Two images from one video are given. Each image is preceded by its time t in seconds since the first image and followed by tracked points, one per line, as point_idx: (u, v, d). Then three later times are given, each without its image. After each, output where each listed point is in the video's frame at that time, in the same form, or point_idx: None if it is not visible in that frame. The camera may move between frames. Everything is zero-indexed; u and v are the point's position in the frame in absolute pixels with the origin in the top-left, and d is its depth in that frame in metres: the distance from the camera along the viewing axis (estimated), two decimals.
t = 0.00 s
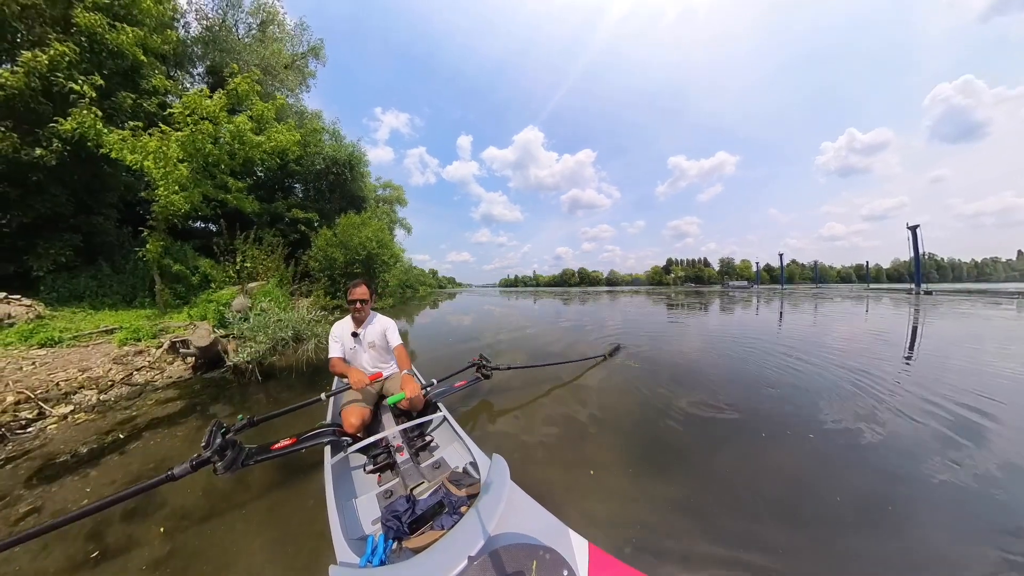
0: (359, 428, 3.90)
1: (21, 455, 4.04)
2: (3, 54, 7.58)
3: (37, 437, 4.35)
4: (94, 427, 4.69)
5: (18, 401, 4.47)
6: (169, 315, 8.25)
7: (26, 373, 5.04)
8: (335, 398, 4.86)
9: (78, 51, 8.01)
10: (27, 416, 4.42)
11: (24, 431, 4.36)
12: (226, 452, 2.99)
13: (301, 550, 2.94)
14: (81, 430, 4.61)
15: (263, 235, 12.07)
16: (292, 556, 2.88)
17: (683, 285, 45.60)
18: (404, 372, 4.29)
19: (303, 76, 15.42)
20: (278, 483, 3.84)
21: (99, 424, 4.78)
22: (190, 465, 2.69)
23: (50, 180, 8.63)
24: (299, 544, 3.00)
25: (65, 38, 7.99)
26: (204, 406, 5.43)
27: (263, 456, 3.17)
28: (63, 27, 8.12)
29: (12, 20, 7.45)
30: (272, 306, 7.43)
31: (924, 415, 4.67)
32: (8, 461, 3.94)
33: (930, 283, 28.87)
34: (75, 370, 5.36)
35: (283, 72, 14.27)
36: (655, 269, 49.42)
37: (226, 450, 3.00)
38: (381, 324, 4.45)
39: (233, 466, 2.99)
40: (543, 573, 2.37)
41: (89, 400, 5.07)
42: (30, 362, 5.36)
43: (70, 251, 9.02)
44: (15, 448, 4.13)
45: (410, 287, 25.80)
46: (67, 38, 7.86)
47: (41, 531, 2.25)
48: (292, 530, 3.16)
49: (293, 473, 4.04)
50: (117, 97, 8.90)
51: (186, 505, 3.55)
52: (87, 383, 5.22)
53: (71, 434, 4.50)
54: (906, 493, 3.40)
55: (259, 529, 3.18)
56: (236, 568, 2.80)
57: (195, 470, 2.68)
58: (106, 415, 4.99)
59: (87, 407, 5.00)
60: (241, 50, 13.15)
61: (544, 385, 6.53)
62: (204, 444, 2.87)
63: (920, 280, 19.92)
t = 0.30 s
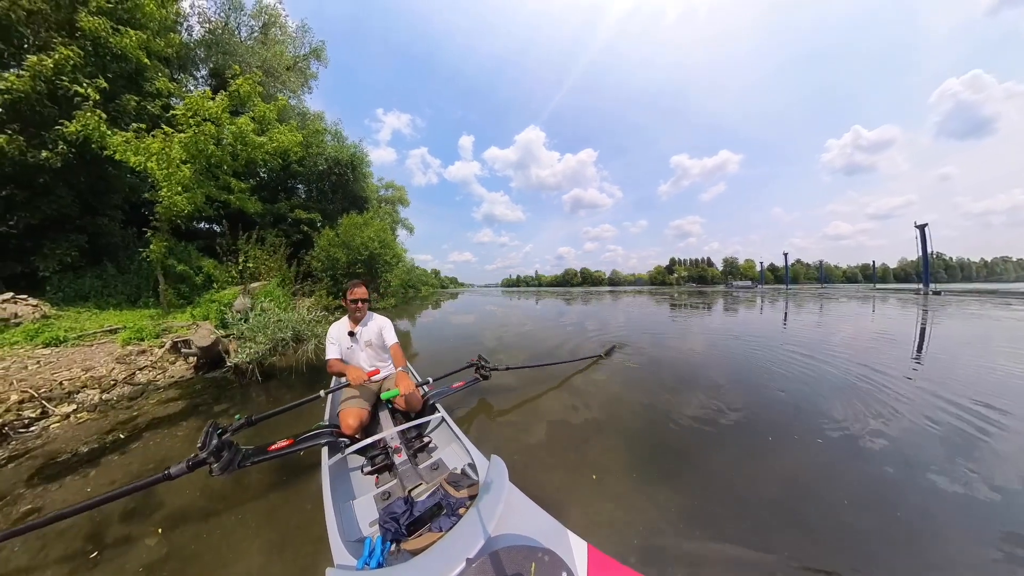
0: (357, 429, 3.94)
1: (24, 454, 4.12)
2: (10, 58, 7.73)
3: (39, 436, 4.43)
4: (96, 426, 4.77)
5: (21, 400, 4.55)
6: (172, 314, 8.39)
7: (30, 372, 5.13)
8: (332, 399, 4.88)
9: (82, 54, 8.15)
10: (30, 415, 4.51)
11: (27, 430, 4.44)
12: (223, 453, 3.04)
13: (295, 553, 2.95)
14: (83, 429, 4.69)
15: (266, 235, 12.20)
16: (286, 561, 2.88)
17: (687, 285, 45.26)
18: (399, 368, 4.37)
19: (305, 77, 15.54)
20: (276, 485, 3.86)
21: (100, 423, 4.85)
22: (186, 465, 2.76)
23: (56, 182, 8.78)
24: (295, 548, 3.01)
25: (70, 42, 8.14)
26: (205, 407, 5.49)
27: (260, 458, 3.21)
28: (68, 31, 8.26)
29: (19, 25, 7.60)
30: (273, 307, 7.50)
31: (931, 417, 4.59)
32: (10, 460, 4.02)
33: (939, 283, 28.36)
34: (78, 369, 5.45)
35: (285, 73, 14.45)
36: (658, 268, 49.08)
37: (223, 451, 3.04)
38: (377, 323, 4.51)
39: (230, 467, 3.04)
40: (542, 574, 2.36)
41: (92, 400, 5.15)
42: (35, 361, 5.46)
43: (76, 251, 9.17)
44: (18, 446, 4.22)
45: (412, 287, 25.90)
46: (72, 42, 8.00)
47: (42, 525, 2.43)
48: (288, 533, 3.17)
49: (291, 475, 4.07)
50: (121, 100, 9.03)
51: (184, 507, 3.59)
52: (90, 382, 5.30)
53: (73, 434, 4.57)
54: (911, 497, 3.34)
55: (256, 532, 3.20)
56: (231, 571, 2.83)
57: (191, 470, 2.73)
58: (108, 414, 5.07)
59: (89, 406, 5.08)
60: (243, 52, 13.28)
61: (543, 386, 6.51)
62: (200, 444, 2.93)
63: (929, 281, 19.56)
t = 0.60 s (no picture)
0: (360, 428, 3.96)
1: (32, 452, 4.20)
2: (17, 62, 7.87)
3: (47, 434, 4.51)
4: (102, 424, 4.84)
5: (29, 398, 4.63)
6: (177, 314, 8.51)
7: (38, 371, 5.22)
8: (335, 399, 4.90)
9: (88, 58, 8.27)
10: (38, 413, 4.59)
11: (35, 427, 4.53)
12: (229, 456, 3.06)
13: (300, 551, 2.98)
14: (89, 427, 4.76)
15: (269, 236, 12.33)
16: (291, 559, 2.91)
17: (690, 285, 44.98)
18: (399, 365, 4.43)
19: (307, 79, 15.65)
20: (279, 484, 3.89)
21: (106, 421, 4.93)
22: (193, 467, 2.78)
23: (62, 184, 8.93)
24: (300, 547, 3.03)
25: (76, 47, 8.29)
26: (210, 405, 5.56)
27: (265, 459, 3.23)
28: (74, 35, 8.39)
29: (26, 30, 7.74)
30: (276, 307, 7.57)
31: (938, 418, 4.53)
32: (20, 457, 4.11)
33: (947, 282, 27.95)
34: (85, 368, 5.53)
35: (287, 75, 14.58)
36: (661, 268, 48.85)
37: (228, 454, 3.06)
38: (381, 323, 4.55)
39: (236, 469, 3.06)
40: (546, 569, 2.37)
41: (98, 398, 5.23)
42: (43, 360, 5.55)
43: (82, 252, 9.32)
44: (26, 444, 4.30)
45: (415, 288, 26.02)
46: (77, 46, 8.12)
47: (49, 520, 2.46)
48: (292, 532, 3.20)
49: (295, 474, 4.11)
50: (126, 103, 9.16)
51: (189, 505, 3.63)
52: (97, 380, 5.38)
53: (80, 432, 4.65)
54: (919, 499, 3.29)
55: (260, 530, 3.23)
56: (237, 568, 2.86)
57: (198, 473, 2.76)
58: (114, 412, 5.14)
59: (96, 404, 5.16)
60: (246, 54, 13.42)
61: (546, 385, 6.51)
62: (207, 447, 2.94)
63: (936, 280, 19.28)
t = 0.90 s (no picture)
0: (363, 428, 3.98)
1: (43, 447, 4.30)
2: (25, 67, 8.01)
3: (58, 430, 4.61)
4: (110, 421, 4.93)
5: (40, 396, 4.74)
6: (182, 313, 8.63)
7: (48, 369, 5.33)
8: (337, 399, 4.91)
9: (94, 63, 8.43)
10: (49, 410, 4.69)
11: (46, 423, 4.63)
12: (233, 454, 3.09)
13: (305, 546, 3.01)
14: (98, 424, 4.86)
15: (272, 236, 12.47)
16: (296, 553, 2.94)
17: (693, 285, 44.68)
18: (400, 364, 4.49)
19: (309, 80, 15.79)
20: (283, 481, 3.93)
21: (115, 418, 5.02)
22: (198, 464, 2.82)
23: (70, 186, 9.10)
24: (304, 543, 3.06)
25: (82, 51, 8.42)
26: (216, 403, 5.64)
27: (268, 458, 3.26)
28: (80, 40, 8.54)
29: (33, 35, 7.89)
30: (280, 306, 7.65)
31: (946, 419, 4.46)
32: (33, 452, 4.21)
33: (955, 282, 27.51)
34: (93, 367, 5.64)
35: (290, 77, 14.73)
36: (663, 267, 48.59)
37: (233, 452, 3.10)
38: (387, 323, 4.61)
39: (240, 467, 3.10)
40: (546, 569, 2.35)
41: (107, 395, 5.33)
42: (52, 359, 5.66)
43: (89, 253, 9.48)
44: (38, 440, 4.40)
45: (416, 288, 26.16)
46: (84, 51, 8.27)
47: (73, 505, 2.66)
48: (297, 528, 3.22)
49: (299, 470, 4.15)
50: (132, 106, 9.30)
51: (196, 500, 3.68)
52: (105, 378, 5.49)
53: (89, 428, 4.74)
54: (926, 500, 3.24)
55: (266, 525, 3.27)
56: (243, 562, 2.89)
57: (203, 469, 2.80)
58: (122, 409, 5.24)
59: (105, 401, 5.26)
60: (249, 57, 13.57)
61: (547, 385, 6.51)
62: (211, 445, 2.98)
63: (942, 280, 18.99)
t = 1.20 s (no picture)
0: (360, 427, 3.98)
1: (52, 442, 4.38)
2: (32, 72, 8.16)
3: (66, 426, 4.71)
4: (117, 418, 5.02)
5: (49, 392, 4.84)
6: (186, 313, 8.74)
7: (56, 366, 5.44)
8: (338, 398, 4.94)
9: (99, 67, 8.59)
10: (58, 406, 4.78)
11: (55, 419, 4.73)
12: (230, 449, 3.14)
13: (305, 541, 3.04)
14: (105, 420, 4.95)
15: (275, 237, 12.59)
16: (295, 549, 2.96)
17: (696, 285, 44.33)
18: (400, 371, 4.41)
19: (311, 82, 15.91)
20: (285, 477, 3.97)
21: (121, 414, 5.11)
22: (195, 459, 2.87)
23: (76, 188, 9.27)
24: (303, 538, 3.08)
25: (88, 55, 8.57)
26: (220, 400, 5.71)
27: (265, 454, 3.30)
28: (85, 45, 8.70)
29: (40, 40, 8.07)
30: (283, 306, 7.71)
31: (953, 421, 4.38)
32: (42, 446, 4.30)
33: (964, 282, 27.02)
34: (100, 365, 5.74)
35: (292, 79, 14.84)
36: (665, 267, 48.28)
37: (230, 447, 3.14)
38: (388, 327, 4.54)
39: (237, 462, 3.14)
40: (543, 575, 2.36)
41: (114, 392, 5.43)
42: (60, 357, 5.78)
43: (96, 254, 9.65)
44: (47, 435, 4.49)
45: (418, 288, 26.26)
46: (89, 55, 8.43)
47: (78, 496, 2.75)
48: (298, 523, 3.26)
49: (300, 467, 4.19)
50: (136, 109, 9.43)
51: (199, 494, 3.73)
52: (112, 376, 5.59)
53: (96, 424, 4.83)
54: (931, 504, 3.18)
55: (267, 520, 3.31)
56: (245, 556, 2.93)
57: (200, 465, 2.85)
58: (129, 406, 5.33)
59: (112, 398, 5.35)
60: (251, 60, 13.70)
61: (548, 385, 6.50)
62: (209, 440, 3.02)
63: (948, 280, 18.70)
